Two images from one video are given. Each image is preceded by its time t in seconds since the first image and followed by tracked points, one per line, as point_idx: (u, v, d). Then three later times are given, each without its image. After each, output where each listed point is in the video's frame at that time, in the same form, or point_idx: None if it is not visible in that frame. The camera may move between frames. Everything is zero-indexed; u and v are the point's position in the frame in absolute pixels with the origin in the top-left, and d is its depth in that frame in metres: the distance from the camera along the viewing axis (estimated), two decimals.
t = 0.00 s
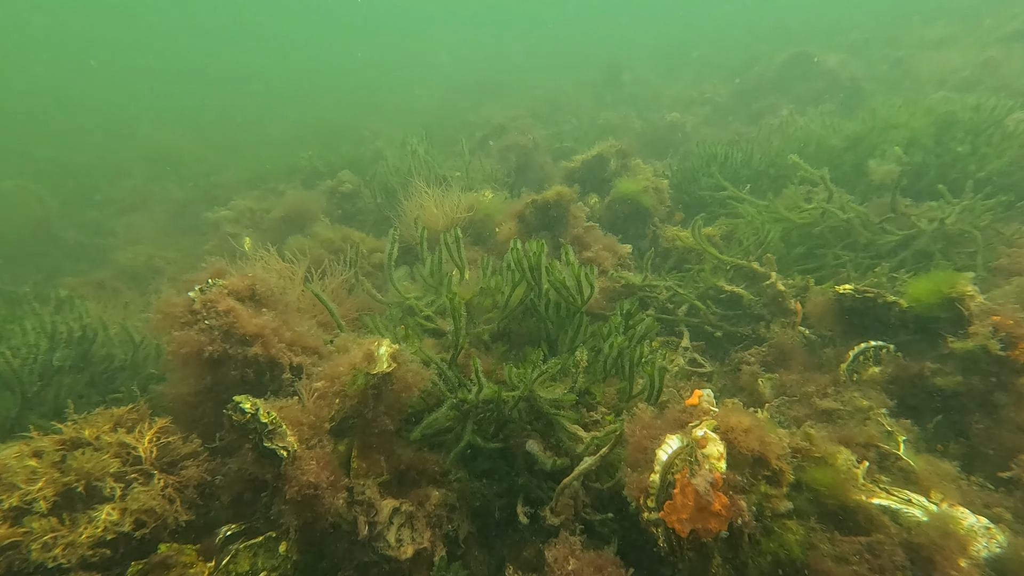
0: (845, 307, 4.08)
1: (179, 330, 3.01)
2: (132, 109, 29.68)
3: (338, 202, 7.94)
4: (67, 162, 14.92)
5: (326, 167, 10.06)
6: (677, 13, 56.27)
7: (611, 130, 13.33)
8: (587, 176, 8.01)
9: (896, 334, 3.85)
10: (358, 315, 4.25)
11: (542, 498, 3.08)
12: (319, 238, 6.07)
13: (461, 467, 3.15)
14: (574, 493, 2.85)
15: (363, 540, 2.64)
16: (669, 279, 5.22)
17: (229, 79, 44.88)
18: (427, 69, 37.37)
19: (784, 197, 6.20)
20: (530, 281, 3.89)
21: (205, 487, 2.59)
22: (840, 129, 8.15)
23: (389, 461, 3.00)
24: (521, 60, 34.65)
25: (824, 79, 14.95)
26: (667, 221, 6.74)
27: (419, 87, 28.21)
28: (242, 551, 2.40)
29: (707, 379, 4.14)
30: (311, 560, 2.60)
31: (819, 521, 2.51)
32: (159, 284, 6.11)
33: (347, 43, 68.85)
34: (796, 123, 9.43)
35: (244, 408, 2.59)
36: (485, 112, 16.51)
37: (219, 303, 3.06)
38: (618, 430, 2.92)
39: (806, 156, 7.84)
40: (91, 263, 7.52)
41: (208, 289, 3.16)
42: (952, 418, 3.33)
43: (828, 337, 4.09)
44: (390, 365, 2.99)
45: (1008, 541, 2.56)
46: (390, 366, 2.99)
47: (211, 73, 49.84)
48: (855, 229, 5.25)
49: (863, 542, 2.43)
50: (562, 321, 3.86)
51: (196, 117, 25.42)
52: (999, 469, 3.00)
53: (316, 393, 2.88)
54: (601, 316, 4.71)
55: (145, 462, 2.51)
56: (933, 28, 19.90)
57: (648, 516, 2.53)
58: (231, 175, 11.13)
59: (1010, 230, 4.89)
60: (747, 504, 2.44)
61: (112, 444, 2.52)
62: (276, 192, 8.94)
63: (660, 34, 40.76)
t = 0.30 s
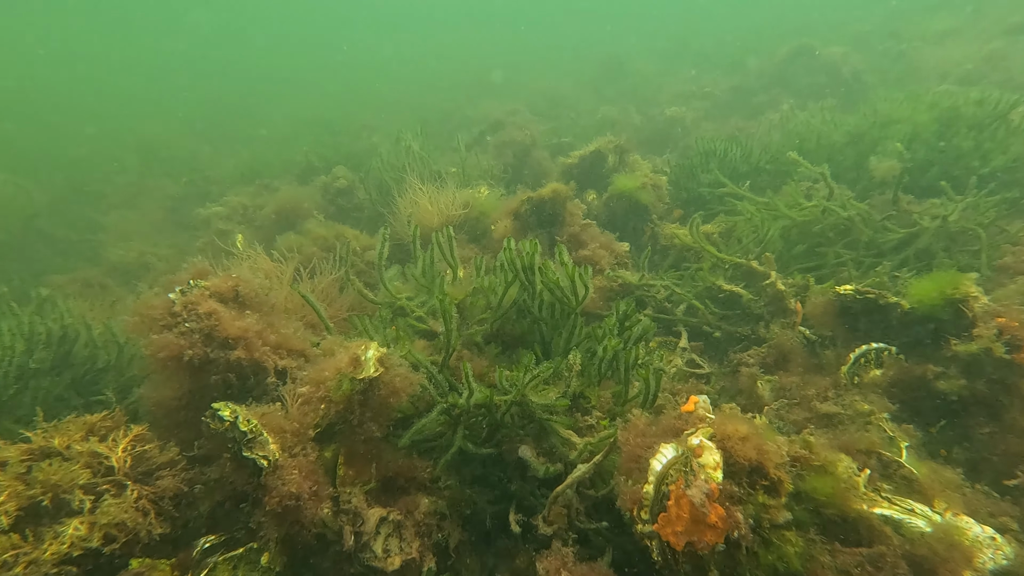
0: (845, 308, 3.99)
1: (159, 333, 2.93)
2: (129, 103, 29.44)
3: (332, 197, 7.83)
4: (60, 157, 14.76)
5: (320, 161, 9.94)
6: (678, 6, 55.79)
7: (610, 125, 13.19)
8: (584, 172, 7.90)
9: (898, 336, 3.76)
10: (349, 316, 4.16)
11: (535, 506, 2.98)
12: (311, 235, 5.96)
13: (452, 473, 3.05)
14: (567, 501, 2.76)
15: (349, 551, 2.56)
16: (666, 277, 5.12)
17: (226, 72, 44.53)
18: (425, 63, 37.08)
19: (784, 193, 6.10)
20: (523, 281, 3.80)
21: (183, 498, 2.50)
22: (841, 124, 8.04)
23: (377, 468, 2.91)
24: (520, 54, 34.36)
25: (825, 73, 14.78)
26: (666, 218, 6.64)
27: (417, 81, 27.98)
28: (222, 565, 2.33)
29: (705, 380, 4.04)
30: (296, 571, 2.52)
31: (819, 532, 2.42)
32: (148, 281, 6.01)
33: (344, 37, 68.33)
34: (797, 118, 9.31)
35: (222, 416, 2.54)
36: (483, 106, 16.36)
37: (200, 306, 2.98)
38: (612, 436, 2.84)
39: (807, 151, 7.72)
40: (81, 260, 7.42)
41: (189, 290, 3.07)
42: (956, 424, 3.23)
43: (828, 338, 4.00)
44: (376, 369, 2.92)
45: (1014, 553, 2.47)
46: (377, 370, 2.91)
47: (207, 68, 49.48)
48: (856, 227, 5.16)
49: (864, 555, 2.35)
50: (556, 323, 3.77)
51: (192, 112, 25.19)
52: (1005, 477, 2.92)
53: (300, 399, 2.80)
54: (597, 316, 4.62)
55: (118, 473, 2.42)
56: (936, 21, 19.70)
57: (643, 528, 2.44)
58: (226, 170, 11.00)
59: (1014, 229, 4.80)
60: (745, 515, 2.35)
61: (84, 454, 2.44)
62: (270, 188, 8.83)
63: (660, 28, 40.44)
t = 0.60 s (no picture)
0: (846, 308, 3.89)
1: (137, 334, 2.85)
2: (126, 96, 29.24)
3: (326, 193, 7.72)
4: (55, 152, 14.62)
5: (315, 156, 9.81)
6: None
7: (610, 119, 13.03)
8: (582, 167, 7.77)
9: (901, 336, 3.66)
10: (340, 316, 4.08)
11: (528, 513, 2.88)
12: (302, 231, 5.86)
13: (442, 480, 2.95)
14: (559, 510, 2.68)
15: (334, 562, 2.47)
16: (664, 275, 5.02)
17: (225, 65, 44.20)
18: (424, 55, 36.71)
19: (785, 189, 5.98)
20: (515, 280, 3.70)
21: (157, 509, 2.43)
22: (844, 117, 7.89)
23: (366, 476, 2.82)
24: (520, 46, 34.01)
25: (828, 65, 14.55)
26: (665, 215, 6.53)
27: (416, 74, 27.71)
28: None
29: (704, 381, 3.95)
30: None
31: (820, 544, 2.33)
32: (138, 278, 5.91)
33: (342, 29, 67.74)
34: (799, 112, 9.16)
35: (198, 423, 2.45)
36: (481, 100, 16.17)
37: (180, 306, 2.89)
38: (605, 442, 2.76)
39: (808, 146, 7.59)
40: (72, 255, 7.34)
41: (169, 290, 3.00)
42: (961, 428, 3.13)
43: (830, 339, 3.90)
44: (362, 373, 2.84)
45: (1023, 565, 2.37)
46: (363, 374, 2.84)
47: (204, 60, 49.06)
48: (858, 224, 5.05)
49: (867, 568, 2.26)
50: (550, 323, 3.67)
51: (189, 106, 24.98)
52: (1012, 484, 2.82)
53: (284, 404, 2.72)
54: (594, 316, 4.52)
55: (87, 484, 2.35)
56: (942, 11, 19.36)
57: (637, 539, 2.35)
58: (220, 165, 10.88)
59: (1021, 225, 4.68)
60: (743, 527, 2.26)
61: (52, 464, 2.35)
62: (264, 183, 8.71)
63: (661, 19, 39.98)
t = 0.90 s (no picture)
0: (849, 307, 3.80)
1: (114, 335, 2.74)
2: (121, 87, 28.93)
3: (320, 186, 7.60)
4: (51, 143, 14.48)
5: (310, 149, 9.66)
6: None
7: (609, 112, 12.85)
8: (581, 161, 7.62)
9: (905, 337, 3.56)
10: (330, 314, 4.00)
11: (520, 519, 2.74)
12: (294, 226, 5.76)
13: (432, 485, 2.82)
14: (552, 517, 2.59)
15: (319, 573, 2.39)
16: (663, 272, 4.91)
17: (223, 55, 43.77)
18: (422, 46, 36.30)
19: (787, 183, 5.86)
20: (510, 278, 3.59)
21: (128, 520, 2.43)
22: (848, 110, 7.75)
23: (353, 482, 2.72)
24: (519, 37, 33.62)
25: (831, 57, 14.33)
26: (664, 210, 6.40)
27: (414, 65, 27.40)
28: None
29: (702, 381, 3.85)
30: None
31: (821, 556, 2.24)
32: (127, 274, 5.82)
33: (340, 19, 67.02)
34: (802, 104, 9.00)
35: (175, 431, 2.41)
36: (480, 92, 15.97)
37: (159, 307, 2.80)
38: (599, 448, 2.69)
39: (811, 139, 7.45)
40: (62, 250, 7.23)
41: (148, 290, 2.88)
42: (968, 433, 3.03)
43: (832, 339, 3.80)
44: (348, 377, 2.73)
45: None
46: (349, 377, 2.73)
47: (201, 51, 48.59)
48: (862, 220, 4.94)
49: None
50: (546, 322, 3.56)
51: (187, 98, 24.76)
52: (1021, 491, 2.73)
53: (268, 409, 2.67)
54: (591, 314, 4.43)
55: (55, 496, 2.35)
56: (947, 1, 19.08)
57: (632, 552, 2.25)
58: (214, 158, 10.74)
59: None
60: (740, 539, 2.19)
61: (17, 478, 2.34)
62: (257, 176, 8.59)
63: (662, 9, 39.49)
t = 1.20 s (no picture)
0: (854, 305, 3.70)
1: (94, 333, 2.83)
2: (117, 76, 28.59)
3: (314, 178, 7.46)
4: (46, 134, 14.34)
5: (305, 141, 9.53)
6: None
7: (611, 103, 12.66)
8: (580, 154, 7.49)
9: (911, 336, 3.46)
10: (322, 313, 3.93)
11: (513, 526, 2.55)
12: (286, 220, 5.65)
13: (420, 488, 2.63)
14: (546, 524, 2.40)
15: None
16: (662, 269, 4.79)
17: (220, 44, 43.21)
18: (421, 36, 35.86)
19: (790, 177, 5.71)
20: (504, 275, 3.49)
21: (98, 530, 2.53)
22: (854, 101, 7.57)
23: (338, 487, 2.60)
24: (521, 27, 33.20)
25: (837, 47, 14.08)
26: (665, 205, 6.28)
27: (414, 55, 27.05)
28: None
29: (701, 381, 3.72)
30: None
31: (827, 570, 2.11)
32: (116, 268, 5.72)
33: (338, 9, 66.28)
34: (807, 95, 8.82)
35: (150, 437, 2.48)
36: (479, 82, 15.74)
37: (138, 307, 2.87)
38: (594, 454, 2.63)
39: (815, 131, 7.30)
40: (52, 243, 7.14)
41: (129, 286, 2.96)
42: (976, 436, 2.92)
43: (835, 337, 3.70)
44: (335, 379, 2.69)
45: None
46: (336, 380, 2.68)
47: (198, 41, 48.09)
48: (866, 215, 4.85)
49: None
50: (542, 320, 3.46)
51: (185, 88, 24.51)
52: None
53: (251, 413, 2.66)
54: (588, 312, 4.33)
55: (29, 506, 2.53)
56: None
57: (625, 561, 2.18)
58: (209, 150, 10.60)
59: None
60: (740, 550, 2.11)
61: None
62: (251, 169, 8.45)
63: None
